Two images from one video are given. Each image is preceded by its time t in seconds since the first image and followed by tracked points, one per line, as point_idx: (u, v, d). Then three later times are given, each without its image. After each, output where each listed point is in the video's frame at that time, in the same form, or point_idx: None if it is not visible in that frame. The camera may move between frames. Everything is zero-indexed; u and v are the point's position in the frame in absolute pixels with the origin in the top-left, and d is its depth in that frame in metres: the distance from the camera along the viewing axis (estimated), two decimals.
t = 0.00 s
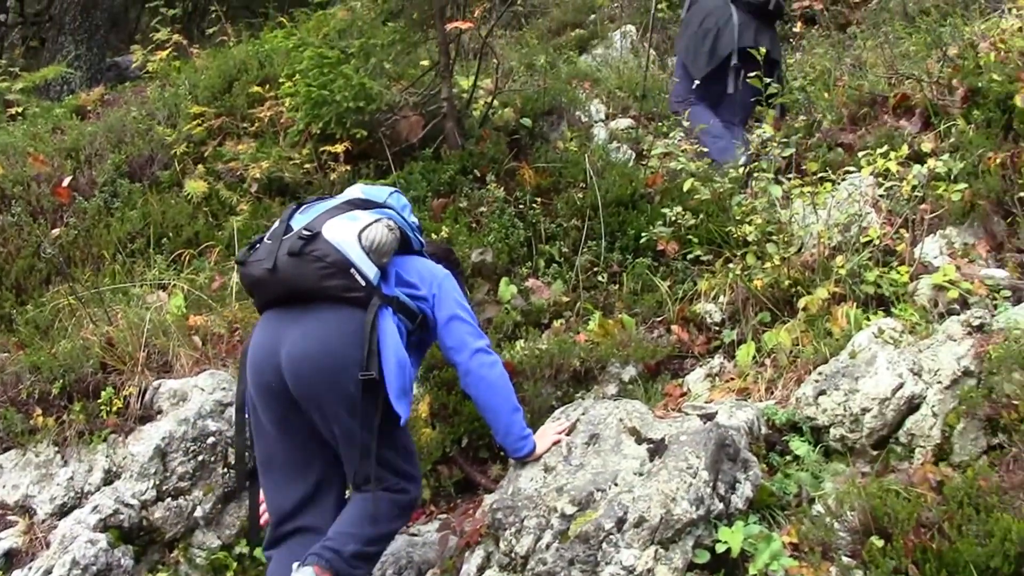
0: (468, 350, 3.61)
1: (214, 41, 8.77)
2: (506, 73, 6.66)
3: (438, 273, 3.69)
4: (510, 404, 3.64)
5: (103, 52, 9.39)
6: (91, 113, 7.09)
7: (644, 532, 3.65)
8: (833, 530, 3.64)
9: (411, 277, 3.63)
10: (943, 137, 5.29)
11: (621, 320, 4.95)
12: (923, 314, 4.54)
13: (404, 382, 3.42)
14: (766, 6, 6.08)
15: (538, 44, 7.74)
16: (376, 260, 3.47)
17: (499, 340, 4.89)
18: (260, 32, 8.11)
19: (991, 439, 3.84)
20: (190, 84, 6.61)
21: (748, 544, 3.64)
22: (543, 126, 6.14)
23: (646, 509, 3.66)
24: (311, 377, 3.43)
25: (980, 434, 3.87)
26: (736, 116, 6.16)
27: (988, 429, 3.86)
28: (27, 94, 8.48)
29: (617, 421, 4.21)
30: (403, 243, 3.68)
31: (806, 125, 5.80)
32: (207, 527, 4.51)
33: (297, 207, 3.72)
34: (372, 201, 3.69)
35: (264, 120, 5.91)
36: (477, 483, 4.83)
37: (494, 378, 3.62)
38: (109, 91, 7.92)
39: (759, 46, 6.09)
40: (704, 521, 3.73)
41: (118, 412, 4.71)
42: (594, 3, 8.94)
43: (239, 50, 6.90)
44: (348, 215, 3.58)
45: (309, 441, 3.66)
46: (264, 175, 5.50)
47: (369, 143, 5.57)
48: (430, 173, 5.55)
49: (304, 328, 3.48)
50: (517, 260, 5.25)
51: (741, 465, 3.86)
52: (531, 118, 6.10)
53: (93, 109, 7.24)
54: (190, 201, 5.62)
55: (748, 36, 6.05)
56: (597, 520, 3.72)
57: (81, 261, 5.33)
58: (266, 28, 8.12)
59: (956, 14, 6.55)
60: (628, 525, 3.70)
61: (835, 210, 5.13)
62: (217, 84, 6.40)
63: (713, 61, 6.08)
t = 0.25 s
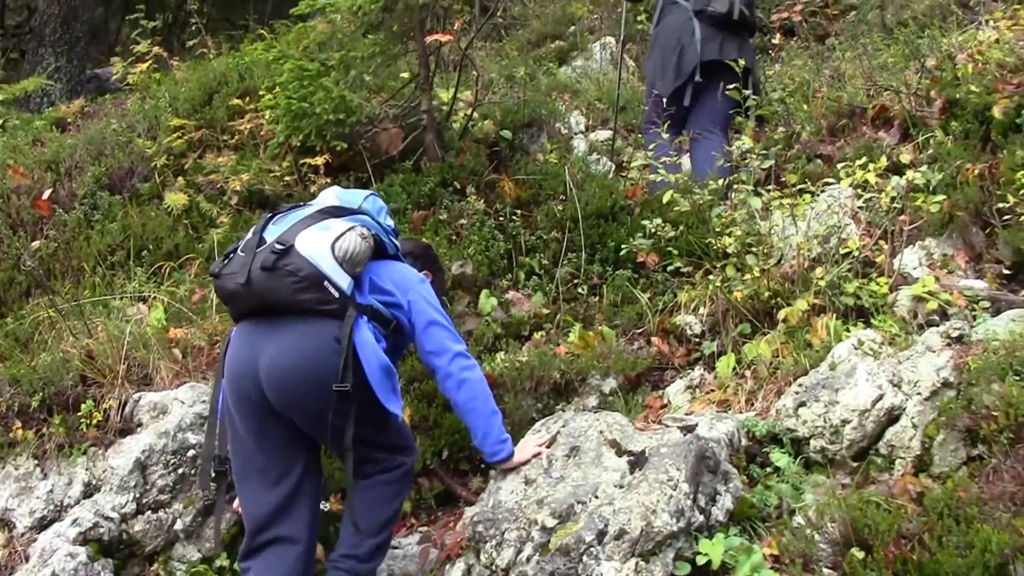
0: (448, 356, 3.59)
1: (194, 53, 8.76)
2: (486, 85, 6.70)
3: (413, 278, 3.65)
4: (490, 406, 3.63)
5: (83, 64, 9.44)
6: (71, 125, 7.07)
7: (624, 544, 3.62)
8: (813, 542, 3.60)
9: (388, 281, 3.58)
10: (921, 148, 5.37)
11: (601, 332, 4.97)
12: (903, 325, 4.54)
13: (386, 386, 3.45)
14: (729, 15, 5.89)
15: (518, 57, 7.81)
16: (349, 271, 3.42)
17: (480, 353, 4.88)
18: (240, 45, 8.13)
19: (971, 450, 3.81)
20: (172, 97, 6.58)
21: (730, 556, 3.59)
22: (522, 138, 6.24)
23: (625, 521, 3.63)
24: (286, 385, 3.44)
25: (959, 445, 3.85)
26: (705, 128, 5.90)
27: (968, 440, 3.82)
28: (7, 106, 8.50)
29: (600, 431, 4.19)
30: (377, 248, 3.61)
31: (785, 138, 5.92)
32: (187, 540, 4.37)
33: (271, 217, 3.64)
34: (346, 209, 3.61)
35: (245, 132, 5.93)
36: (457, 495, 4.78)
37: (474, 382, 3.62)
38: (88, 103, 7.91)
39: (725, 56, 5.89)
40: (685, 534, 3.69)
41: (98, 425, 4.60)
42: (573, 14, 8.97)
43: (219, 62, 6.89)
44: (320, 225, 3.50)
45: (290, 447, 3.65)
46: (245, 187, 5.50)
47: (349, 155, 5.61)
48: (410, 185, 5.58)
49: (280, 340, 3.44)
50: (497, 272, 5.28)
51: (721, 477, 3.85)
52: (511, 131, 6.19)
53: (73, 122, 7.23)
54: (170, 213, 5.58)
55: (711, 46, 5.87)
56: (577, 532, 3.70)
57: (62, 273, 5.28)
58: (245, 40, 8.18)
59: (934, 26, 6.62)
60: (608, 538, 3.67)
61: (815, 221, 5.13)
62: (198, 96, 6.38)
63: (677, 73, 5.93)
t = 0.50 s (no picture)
0: (438, 352, 3.37)
1: (183, 68, 8.76)
2: (475, 99, 6.72)
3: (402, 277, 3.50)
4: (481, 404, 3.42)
5: (73, 79, 9.52)
6: (60, 140, 7.08)
7: (613, 559, 3.62)
8: (803, 556, 3.57)
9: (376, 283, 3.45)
10: (909, 162, 5.41)
11: (590, 346, 4.98)
12: (892, 339, 4.54)
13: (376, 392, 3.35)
14: (691, 32, 5.85)
15: (507, 71, 7.86)
16: (338, 277, 3.33)
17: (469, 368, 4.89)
18: (229, 60, 8.16)
19: (960, 464, 3.80)
20: (161, 111, 6.59)
21: (718, 570, 3.63)
22: (511, 152, 6.29)
23: (615, 536, 3.62)
24: (280, 403, 3.37)
25: (948, 459, 3.84)
26: (689, 142, 5.89)
27: (957, 454, 3.82)
28: None
29: (589, 444, 4.18)
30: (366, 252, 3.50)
31: (773, 151, 6.03)
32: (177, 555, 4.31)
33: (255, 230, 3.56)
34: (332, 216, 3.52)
35: (234, 146, 5.93)
36: (447, 510, 4.76)
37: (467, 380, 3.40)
38: (78, 118, 7.94)
39: (696, 71, 5.89)
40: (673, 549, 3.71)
41: (86, 440, 4.54)
42: (563, 28, 9.01)
43: (208, 77, 6.91)
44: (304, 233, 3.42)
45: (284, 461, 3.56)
46: (234, 202, 5.50)
47: (338, 170, 5.62)
48: (400, 200, 5.56)
49: (273, 352, 3.38)
50: (486, 287, 5.31)
51: (710, 491, 3.86)
52: (500, 145, 6.22)
53: (62, 137, 7.24)
54: (159, 227, 5.57)
55: (681, 65, 5.87)
56: (566, 548, 3.69)
57: (51, 287, 5.26)
58: (235, 56, 8.23)
59: (922, 41, 6.66)
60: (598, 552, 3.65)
61: (803, 236, 5.16)
62: (187, 110, 6.36)
63: (651, 97, 5.95)
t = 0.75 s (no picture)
0: (462, 363, 3.39)
1: (178, 83, 8.78)
2: (470, 115, 6.76)
3: (417, 287, 3.46)
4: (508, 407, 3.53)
5: (69, 94, 9.64)
6: (56, 155, 7.10)
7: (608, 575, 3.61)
8: (798, 571, 3.54)
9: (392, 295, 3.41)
10: (904, 177, 5.42)
11: (585, 362, 4.98)
12: (886, 355, 4.54)
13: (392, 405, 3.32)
14: (662, 50, 5.93)
15: (503, 86, 7.96)
16: (352, 291, 3.32)
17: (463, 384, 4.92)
18: (225, 76, 8.18)
19: (954, 479, 3.80)
20: (156, 127, 6.61)
21: None
22: (507, 168, 6.33)
23: (610, 552, 3.63)
24: (294, 416, 3.35)
25: (942, 474, 3.84)
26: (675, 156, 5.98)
27: (951, 469, 3.82)
28: None
29: (584, 457, 4.16)
30: (378, 263, 3.47)
31: (768, 167, 6.01)
32: (171, 572, 4.26)
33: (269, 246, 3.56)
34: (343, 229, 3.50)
35: (229, 163, 5.89)
36: (441, 526, 4.65)
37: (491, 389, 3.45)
38: (74, 134, 7.97)
39: (672, 88, 5.97)
40: (669, 564, 3.69)
41: (81, 456, 4.45)
42: (558, 43, 9.04)
43: (204, 93, 6.91)
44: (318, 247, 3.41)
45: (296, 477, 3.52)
46: (229, 218, 5.47)
47: (333, 186, 5.60)
48: (395, 216, 5.54)
49: (287, 365, 3.37)
50: (481, 303, 5.35)
51: (705, 507, 3.85)
52: (495, 161, 6.26)
53: (58, 152, 7.26)
54: (154, 243, 5.56)
55: (657, 84, 5.96)
56: (561, 563, 3.68)
57: (46, 304, 5.25)
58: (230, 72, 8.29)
59: (916, 57, 6.71)
60: (593, 568, 3.65)
61: (799, 251, 5.15)
62: (181, 126, 6.35)
63: (631, 120, 6.00)
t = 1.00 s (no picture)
0: (488, 375, 3.46)
1: (177, 99, 8.81)
2: (468, 129, 6.82)
3: (452, 294, 3.50)
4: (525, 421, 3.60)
5: (66, 109, 9.73)
6: (54, 171, 7.10)
7: None
8: None
9: (427, 304, 3.45)
10: (901, 190, 5.43)
11: (583, 376, 4.99)
12: (884, 367, 4.55)
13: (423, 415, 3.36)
14: (645, 63, 5.97)
15: (502, 99, 8.04)
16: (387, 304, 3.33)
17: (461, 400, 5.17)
18: (223, 91, 8.22)
19: (953, 491, 3.80)
20: (154, 142, 6.61)
21: None
22: (505, 182, 6.41)
23: (608, 566, 3.60)
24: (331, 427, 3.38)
25: (941, 486, 3.83)
26: (661, 170, 5.99)
27: (950, 481, 3.81)
28: None
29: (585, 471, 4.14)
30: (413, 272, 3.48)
31: (767, 180, 6.05)
32: None
33: (304, 256, 3.57)
34: (376, 238, 3.50)
35: (227, 178, 5.88)
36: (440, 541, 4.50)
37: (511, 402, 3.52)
38: (71, 149, 7.99)
39: (656, 101, 6.00)
40: None
41: (81, 472, 4.28)
42: (556, 57, 9.09)
43: (202, 108, 6.90)
44: (354, 257, 3.41)
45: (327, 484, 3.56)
46: (227, 233, 5.49)
47: (331, 202, 5.56)
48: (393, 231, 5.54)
49: (325, 377, 3.39)
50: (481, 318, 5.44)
51: (704, 520, 3.85)
52: (493, 175, 6.33)
53: (55, 168, 7.26)
54: (152, 258, 5.55)
55: (641, 97, 6.00)
56: None
57: (43, 319, 5.21)
58: (228, 87, 8.33)
59: (913, 69, 6.74)
60: None
61: (796, 264, 5.18)
62: (180, 141, 6.36)
63: (617, 134, 6.01)
